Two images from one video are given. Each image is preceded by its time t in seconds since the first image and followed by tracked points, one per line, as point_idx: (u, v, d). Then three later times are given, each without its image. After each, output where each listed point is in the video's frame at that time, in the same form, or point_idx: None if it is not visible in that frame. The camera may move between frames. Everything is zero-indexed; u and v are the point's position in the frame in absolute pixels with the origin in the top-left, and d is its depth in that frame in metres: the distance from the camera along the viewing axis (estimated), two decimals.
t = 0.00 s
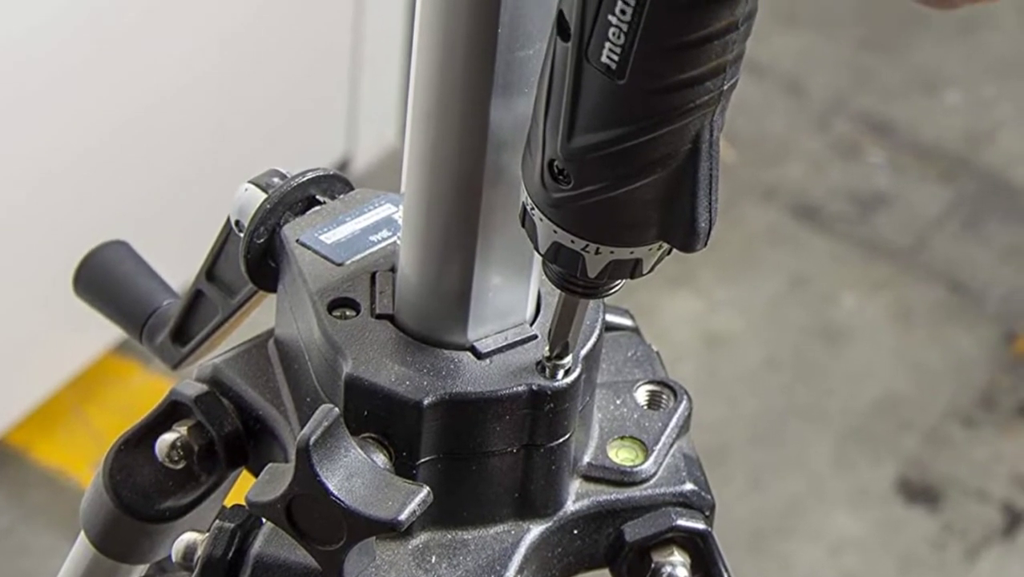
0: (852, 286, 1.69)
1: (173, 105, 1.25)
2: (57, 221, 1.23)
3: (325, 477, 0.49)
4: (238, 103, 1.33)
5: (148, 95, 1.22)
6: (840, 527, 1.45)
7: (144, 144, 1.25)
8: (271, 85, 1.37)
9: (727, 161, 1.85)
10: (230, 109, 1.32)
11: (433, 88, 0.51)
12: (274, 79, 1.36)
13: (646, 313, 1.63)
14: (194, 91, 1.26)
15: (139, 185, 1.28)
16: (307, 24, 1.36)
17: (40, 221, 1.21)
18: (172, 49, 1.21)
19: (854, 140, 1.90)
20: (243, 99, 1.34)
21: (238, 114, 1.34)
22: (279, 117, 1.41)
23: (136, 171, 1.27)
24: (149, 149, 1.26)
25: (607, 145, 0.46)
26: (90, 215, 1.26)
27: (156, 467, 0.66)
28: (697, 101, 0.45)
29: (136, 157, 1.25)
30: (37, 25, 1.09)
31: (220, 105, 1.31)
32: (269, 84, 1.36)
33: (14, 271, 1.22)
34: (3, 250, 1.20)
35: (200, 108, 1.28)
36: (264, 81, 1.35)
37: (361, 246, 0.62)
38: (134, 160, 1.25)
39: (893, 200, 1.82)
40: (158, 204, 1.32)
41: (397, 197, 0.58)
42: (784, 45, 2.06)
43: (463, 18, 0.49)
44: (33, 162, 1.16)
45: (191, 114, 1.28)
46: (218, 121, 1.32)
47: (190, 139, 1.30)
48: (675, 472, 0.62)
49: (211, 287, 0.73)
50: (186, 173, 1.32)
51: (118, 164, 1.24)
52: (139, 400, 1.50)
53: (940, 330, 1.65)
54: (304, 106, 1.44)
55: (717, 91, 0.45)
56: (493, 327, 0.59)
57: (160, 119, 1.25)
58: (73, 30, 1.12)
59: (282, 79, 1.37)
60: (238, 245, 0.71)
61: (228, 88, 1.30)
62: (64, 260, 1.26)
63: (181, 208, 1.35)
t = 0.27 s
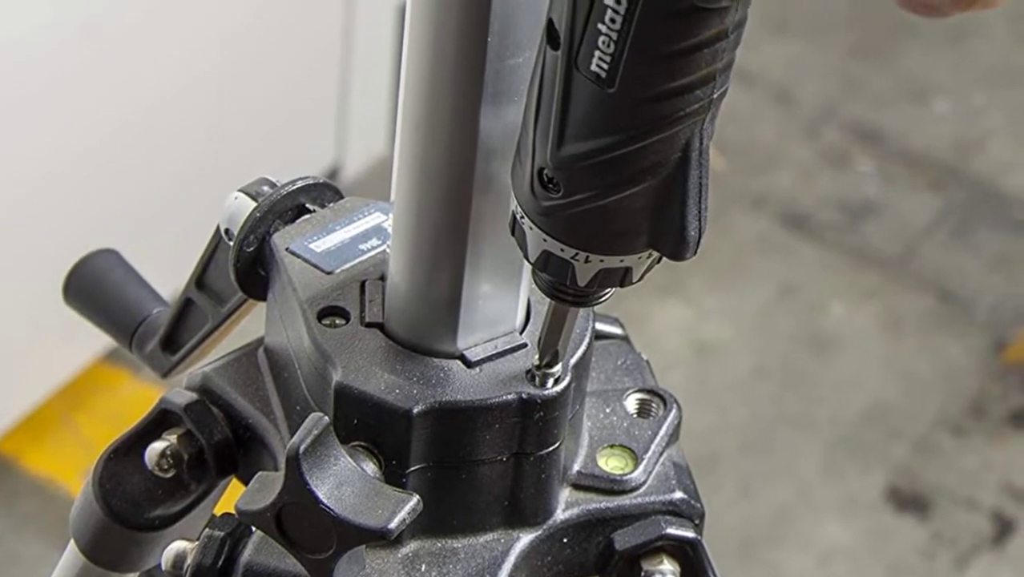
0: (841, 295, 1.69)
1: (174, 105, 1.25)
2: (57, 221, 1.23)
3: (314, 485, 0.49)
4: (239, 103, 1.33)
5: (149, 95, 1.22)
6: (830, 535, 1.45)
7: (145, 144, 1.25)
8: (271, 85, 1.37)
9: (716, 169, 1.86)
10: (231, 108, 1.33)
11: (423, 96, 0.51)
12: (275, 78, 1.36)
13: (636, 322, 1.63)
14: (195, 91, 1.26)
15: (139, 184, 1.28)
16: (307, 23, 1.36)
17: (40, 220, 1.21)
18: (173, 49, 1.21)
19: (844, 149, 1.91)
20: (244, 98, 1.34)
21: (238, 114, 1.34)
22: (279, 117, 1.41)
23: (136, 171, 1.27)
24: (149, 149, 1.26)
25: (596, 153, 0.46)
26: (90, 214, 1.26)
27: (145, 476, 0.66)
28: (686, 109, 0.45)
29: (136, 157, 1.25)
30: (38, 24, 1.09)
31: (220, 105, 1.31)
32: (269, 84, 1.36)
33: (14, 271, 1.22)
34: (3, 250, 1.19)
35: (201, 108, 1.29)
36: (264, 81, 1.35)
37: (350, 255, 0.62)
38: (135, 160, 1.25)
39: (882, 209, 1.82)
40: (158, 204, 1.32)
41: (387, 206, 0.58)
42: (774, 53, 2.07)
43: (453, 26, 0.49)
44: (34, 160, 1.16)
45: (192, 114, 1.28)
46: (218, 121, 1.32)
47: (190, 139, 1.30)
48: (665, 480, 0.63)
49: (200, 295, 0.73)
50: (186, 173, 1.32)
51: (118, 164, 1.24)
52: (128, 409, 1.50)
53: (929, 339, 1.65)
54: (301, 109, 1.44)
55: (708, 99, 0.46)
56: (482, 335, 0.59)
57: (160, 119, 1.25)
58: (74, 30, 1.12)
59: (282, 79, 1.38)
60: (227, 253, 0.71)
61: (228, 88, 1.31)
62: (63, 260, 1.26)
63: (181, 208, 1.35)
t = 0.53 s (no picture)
0: (830, 304, 1.70)
1: (175, 105, 1.26)
2: (58, 220, 1.23)
3: (303, 494, 0.49)
4: (240, 101, 1.34)
5: (149, 95, 1.22)
6: (819, 544, 1.45)
7: (145, 144, 1.26)
8: (270, 85, 1.37)
9: (705, 178, 1.85)
10: (231, 106, 1.33)
11: (412, 104, 0.52)
12: (274, 78, 1.37)
13: (625, 331, 1.63)
14: (197, 90, 1.27)
15: (140, 184, 1.29)
16: (308, 23, 1.37)
17: (42, 219, 1.22)
18: (174, 49, 1.21)
19: (833, 158, 1.91)
20: (245, 96, 1.34)
21: (238, 112, 1.35)
22: (278, 116, 1.41)
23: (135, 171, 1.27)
24: (149, 149, 1.27)
25: (586, 162, 0.46)
26: (91, 214, 1.26)
27: (134, 484, 0.66)
28: (676, 118, 0.45)
29: (137, 157, 1.26)
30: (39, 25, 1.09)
31: (220, 104, 1.32)
32: (269, 84, 1.37)
33: (15, 269, 1.23)
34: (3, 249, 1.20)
35: (203, 107, 1.29)
36: (264, 81, 1.36)
37: (339, 264, 0.62)
38: (134, 160, 1.26)
39: (872, 218, 1.82)
40: (158, 204, 1.32)
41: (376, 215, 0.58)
42: (763, 61, 2.07)
43: (442, 36, 0.49)
44: (36, 159, 1.17)
45: (192, 114, 1.29)
46: (219, 120, 1.33)
47: (191, 139, 1.30)
48: (655, 489, 0.63)
49: (190, 304, 0.73)
50: (186, 173, 1.33)
51: (119, 164, 1.25)
52: (118, 418, 1.49)
53: (918, 347, 1.66)
54: (298, 110, 1.44)
55: (697, 108, 0.46)
56: (471, 344, 0.59)
57: (161, 119, 1.25)
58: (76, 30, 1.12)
59: (281, 78, 1.38)
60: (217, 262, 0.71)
61: (228, 87, 1.31)
62: (63, 259, 1.27)
63: (182, 207, 1.36)
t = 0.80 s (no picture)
0: (820, 313, 1.69)
1: (176, 106, 1.26)
2: (59, 219, 1.23)
3: (292, 503, 0.49)
4: (241, 101, 1.34)
5: (150, 95, 1.23)
6: (808, 553, 1.46)
7: (145, 145, 1.26)
8: (270, 85, 1.38)
9: (694, 187, 1.85)
10: (233, 105, 1.34)
11: (402, 113, 0.53)
12: (274, 78, 1.37)
13: (614, 340, 1.63)
14: (198, 90, 1.28)
15: (140, 186, 1.29)
16: (308, 22, 1.37)
17: (42, 218, 1.22)
18: (174, 49, 1.22)
19: (822, 168, 1.91)
20: (246, 96, 1.35)
21: (239, 112, 1.35)
22: (276, 117, 1.42)
23: (135, 171, 1.27)
24: (149, 150, 1.27)
25: (574, 172, 0.48)
26: (92, 214, 1.26)
27: (123, 494, 0.66)
28: (665, 127, 0.48)
29: (138, 157, 1.26)
30: (38, 26, 1.09)
31: (220, 104, 1.32)
32: (268, 85, 1.37)
33: (16, 269, 1.23)
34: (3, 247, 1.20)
35: (204, 106, 1.30)
36: (264, 81, 1.36)
37: (328, 273, 0.64)
38: (134, 160, 1.26)
39: (861, 228, 1.82)
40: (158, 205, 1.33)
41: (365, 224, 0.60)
42: (752, 70, 2.07)
43: (430, 46, 0.51)
44: (38, 158, 1.17)
45: (194, 114, 1.29)
46: (219, 120, 1.33)
47: (191, 139, 1.31)
48: (644, 498, 0.63)
49: (179, 313, 0.73)
50: (186, 173, 1.33)
51: (120, 165, 1.25)
52: (107, 427, 1.49)
53: (908, 356, 1.66)
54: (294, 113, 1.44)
55: (686, 116, 0.48)
56: (460, 353, 0.60)
57: (162, 119, 1.26)
58: (78, 31, 1.12)
59: (280, 79, 1.38)
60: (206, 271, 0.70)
61: (228, 87, 1.32)
62: (61, 260, 1.27)
63: (181, 208, 1.36)
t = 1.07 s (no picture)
0: (808, 323, 1.70)
1: (176, 106, 1.27)
2: (59, 219, 1.24)
3: (280, 513, 0.49)
4: (240, 101, 1.35)
5: (150, 95, 1.23)
6: (796, 563, 1.46)
7: (144, 145, 1.26)
8: (269, 85, 1.38)
9: (682, 197, 1.85)
10: (232, 105, 1.34)
11: (390, 123, 0.54)
12: (272, 78, 1.37)
13: (603, 350, 1.63)
14: (197, 89, 1.28)
15: (139, 186, 1.29)
16: (308, 22, 1.37)
17: (42, 218, 1.22)
18: (176, 48, 1.22)
19: (811, 177, 1.91)
20: (245, 96, 1.35)
21: (238, 112, 1.36)
22: (273, 118, 1.42)
23: (134, 172, 1.28)
24: (148, 150, 1.27)
25: (563, 181, 0.49)
26: (91, 214, 1.27)
27: (111, 503, 0.66)
28: (653, 137, 0.48)
29: (137, 157, 1.27)
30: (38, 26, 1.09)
31: (220, 103, 1.32)
32: (267, 85, 1.38)
33: (15, 269, 1.23)
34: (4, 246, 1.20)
35: (204, 106, 1.30)
36: (264, 81, 1.37)
37: (316, 282, 0.64)
38: (133, 161, 1.26)
39: (850, 237, 1.82)
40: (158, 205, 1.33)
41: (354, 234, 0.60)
42: (740, 80, 2.07)
43: (418, 55, 0.51)
44: (39, 158, 1.17)
45: (194, 113, 1.29)
46: (219, 120, 1.34)
47: (189, 139, 1.31)
48: (631, 508, 0.64)
49: (167, 323, 0.73)
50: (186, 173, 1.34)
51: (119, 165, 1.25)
52: (95, 437, 1.48)
53: (896, 366, 1.66)
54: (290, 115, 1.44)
55: (675, 126, 0.48)
56: (448, 363, 0.60)
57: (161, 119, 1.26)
58: (78, 31, 1.13)
59: (279, 79, 1.39)
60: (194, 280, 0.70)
61: (228, 87, 1.32)
62: (60, 260, 1.27)
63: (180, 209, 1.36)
